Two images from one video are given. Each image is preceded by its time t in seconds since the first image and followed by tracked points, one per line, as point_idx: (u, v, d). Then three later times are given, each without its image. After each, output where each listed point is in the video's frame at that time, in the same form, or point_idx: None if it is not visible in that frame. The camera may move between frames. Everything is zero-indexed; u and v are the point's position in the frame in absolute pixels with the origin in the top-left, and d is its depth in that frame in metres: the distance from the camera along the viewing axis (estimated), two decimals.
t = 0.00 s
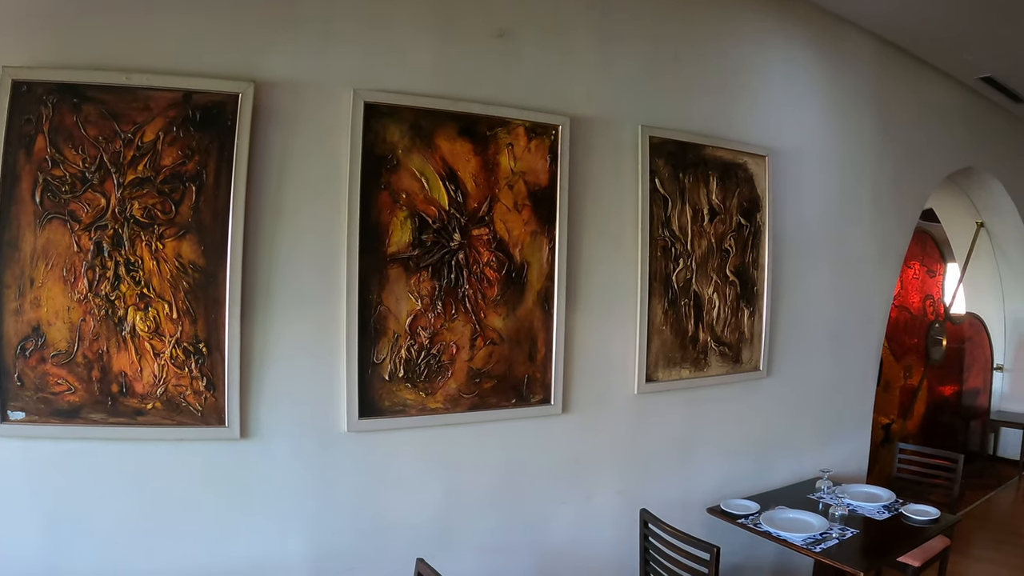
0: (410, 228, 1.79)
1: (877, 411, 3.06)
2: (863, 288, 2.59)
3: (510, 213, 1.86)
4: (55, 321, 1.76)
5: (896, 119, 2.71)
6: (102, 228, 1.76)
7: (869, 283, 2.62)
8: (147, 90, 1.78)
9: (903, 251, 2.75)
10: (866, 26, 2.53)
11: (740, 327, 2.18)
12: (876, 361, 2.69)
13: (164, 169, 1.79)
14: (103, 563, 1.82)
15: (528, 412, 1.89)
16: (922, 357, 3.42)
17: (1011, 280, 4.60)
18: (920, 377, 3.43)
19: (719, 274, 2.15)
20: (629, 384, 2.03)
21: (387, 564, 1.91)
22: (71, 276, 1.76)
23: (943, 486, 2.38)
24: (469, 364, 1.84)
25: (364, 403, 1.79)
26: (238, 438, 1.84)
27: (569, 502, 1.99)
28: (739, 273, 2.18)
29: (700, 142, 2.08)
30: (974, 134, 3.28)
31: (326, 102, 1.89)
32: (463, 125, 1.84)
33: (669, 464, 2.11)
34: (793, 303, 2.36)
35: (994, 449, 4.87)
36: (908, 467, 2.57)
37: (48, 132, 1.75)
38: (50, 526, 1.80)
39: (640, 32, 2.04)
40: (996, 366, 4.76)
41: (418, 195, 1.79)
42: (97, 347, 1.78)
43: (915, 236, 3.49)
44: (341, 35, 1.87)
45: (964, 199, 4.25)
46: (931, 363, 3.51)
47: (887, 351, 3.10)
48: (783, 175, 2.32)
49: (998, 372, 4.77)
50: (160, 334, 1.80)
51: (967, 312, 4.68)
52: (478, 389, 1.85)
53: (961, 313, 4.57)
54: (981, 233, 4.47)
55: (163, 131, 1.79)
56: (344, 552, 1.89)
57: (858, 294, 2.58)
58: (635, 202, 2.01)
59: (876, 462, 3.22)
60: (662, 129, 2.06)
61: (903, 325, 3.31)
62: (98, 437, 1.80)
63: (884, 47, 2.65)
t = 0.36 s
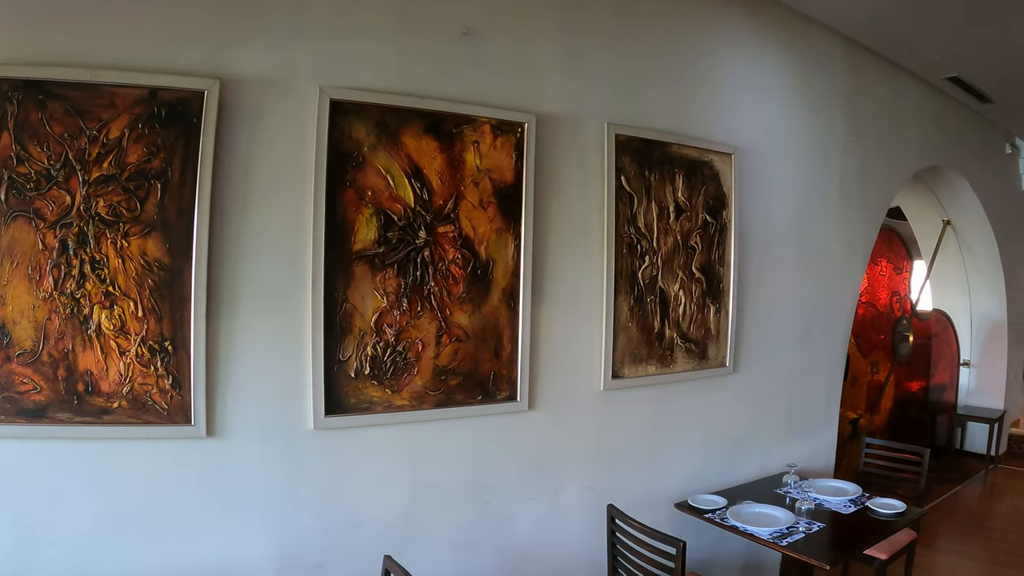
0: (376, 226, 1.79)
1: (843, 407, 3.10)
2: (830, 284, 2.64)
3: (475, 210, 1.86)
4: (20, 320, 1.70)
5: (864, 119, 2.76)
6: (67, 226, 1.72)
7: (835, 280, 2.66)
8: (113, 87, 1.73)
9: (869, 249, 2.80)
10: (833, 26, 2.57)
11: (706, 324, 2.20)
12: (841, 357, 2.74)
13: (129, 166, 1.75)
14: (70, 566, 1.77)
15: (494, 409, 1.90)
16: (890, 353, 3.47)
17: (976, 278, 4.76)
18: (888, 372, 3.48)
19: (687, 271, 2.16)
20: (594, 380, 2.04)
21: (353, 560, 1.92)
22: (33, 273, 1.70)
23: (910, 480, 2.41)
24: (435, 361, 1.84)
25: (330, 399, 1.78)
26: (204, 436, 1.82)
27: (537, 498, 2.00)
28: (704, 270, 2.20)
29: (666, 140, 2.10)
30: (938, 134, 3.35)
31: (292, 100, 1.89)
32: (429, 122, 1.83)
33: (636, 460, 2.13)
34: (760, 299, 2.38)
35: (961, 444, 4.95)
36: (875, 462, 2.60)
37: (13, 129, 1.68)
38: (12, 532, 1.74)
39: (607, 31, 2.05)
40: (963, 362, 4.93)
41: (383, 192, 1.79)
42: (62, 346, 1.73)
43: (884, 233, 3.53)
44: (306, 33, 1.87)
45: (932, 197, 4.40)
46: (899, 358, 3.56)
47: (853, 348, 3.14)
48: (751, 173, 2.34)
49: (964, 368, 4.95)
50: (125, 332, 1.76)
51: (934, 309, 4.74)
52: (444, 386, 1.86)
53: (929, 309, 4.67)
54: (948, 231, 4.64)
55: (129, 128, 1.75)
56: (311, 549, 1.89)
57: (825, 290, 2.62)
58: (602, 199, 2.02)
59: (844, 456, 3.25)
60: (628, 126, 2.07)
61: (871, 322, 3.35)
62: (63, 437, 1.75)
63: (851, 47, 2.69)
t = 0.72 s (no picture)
0: (361, 224, 1.78)
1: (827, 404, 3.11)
2: (812, 284, 2.70)
3: (460, 209, 1.87)
4: (6, 318, 1.68)
5: (845, 121, 2.81)
6: (54, 225, 1.69)
7: (816, 279, 2.72)
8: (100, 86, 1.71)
9: (851, 249, 2.87)
10: (815, 25, 2.60)
11: (690, 322, 2.25)
12: (822, 354, 2.80)
13: (114, 165, 1.73)
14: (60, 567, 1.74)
15: (478, 406, 1.92)
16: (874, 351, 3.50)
17: (962, 276, 4.77)
18: (874, 370, 3.51)
19: (670, 270, 2.20)
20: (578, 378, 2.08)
21: (341, 557, 1.92)
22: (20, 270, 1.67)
23: (895, 477, 2.43)
24: (421, 359, 1.85)
25: (316, 395, 1.77)
26: (192, 435, 1.80)
27: (523, 495, 2.03)
28: (689, 269, 2.24)
29: (650, 139, 2.12)
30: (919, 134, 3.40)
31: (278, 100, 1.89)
32: (414, 121, 1.83)
33: (619, 455, 2.16)
34: (743, 299, 2.44)
35: (947, 441, 4.98)
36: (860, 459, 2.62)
37: None
38: None
39: (592, 32, 2.07)
40: (947, 360, 4.96)
41: (368, 191, 1.78)
42: (49, 345, 1.70)
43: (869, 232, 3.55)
44: (292, 32, 1.86)
45: (916, 196, 4.42)
46: (884, 356, 3.60)
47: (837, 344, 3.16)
48: (734, 172, 2.38)
49: (947, 366, 4.98)
50: (110, 330, 1.74)
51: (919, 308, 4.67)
52: (429, 383, 1.87)
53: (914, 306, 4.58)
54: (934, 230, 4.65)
55: (115, 126, 1.73)
56: (298, 548, 1.89)
57: (807, 289, 2.68)
58: (588, 198, 2.04)
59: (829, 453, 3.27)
60: (613, 125, 2.09)
61: (855, 320, 3.37)
62: (50, 437, 1.72)
63: (834, 48, 2.73)
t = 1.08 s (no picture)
0: (329, 221, 1.78)
1: (797, 401, 3.18)
2: (780, 281, 2.74)
3: (428, 206, 1.87)
4: None
5: (814, 120, 2.85)
6: (19, 222, 1.64)
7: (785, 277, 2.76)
8: (67, 82, 1.66)
9: (820, 247, 2.91)
10: (785, 25, 2.64)
11: (659, 319, 2.27)
12: (792, 351, 2.84)
13: (80, 161, 1.68)
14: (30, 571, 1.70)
15: (447, 404, 1.93)
16: (845, 348, 3.57)
17: (930, 276, 4.83)
18: (842, 367, 3.58)
19: (637, 266, 2.21)
20: (547, 374, 2.09)
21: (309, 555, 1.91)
22: None
23: (864, 472, 2.46)
24: (388, 356, 1.85)
25: (286, 392, 1.76)
26: (159, 433, 1.77)
27: (491, 492, 2.04)
28: (658, 266, 2.26)
29: (619, 137, 2.14)
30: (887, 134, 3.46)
31: (246, 97, 1.85)
32: (383, 118, 1.83)
33: (588, 450, 2.19)
34: (710, 295, 2.46)
35: (915, 437, 5.04)
36: (829, 454, 2.67)
37: None
38: None
39: (562, 30, 2.08)
40: (916, 357, 5.03)
41: (337, 188, 1.77)
42: (16, 343, 1.66)
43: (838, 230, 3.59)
44: (261, 27, 1.84)
45: (885, 195, 4.49)
46: (854, 353, 3.69)
47: (807, 342, 3.21)
48: (703, 170, 2.40)
49: (917, 363, 5.05)
50: (77, 328, 1.70)
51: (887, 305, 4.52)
52: (398, 380, 1.87)
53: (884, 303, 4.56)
54: (903, 228, 4.71)
55: (82, 122, 1.68)
56: (268, 546, 1.87)
57: (776, 287, 2.72)
58: (558, 195, 2.05)
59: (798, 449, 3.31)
60: (582, 124, 2.10)
61: (824, 318, 3.42)
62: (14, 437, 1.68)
63: (803, 49, 2.77)
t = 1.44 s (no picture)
0: (295, 217, 1.76)
1: (766, 397, 3.22)
2: (749, 277, 2.79)
3: (395, 202, 1.87)
4: None
5: (783, 118, 2.90)
6: None
7: (754, 273, 2.82)
8: (31, 75, 1.61)
9: (789, 246, 2.99)
10: (753, 21, 2.68)
11: (627, 316, 2.30)
12: (760, 346, 2.89)
13: (44, 156, 1.63)
14: None
15: (414, 400, 1.93)
16: (814, 344, 3.63)
17: (899, 275, 4.91)
18: (812, 364, 3.64)
19: (605, 263, 2.24)
20: (514, 370, 2.10)
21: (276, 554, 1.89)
22: None
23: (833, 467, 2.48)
24: (355, 353, 1.85)
25: (252, 389, 1.75)
26: (124, 431, 1.72)
27: (460, 489, 2.05)
28: (626, 263, 2.29)
29: (588, 134, 2.16)
30: (855, 133, 3.51)
31: (213, 90, 1.81)
32: (349, 114, 1.82)
33: (557, 446, 2.21)
34: (679, 291, 2.50)
35: (884, 432, 5.11)
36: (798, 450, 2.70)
37: None
38: None
39: (532, 28, 2.09)
40: (885, 353, 5.10)
41: (303, 184, 1.76)
42: None
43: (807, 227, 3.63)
44: (226, 17, 1.79)
45: (852, 193, 4.55)
46: (823, 349, 3.75)
47: (776, 338, 3.25)
48: (672, 167, 2.44)
49: (885, 359, 5.12)
50: (42, 325, 1.65)
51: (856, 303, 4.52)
52: (364, 377, 1.87)
53: (851, 301, 4.50)
54: (872, 226, 4.77)
55: (47, 117, 1.63)
56: (238, 547, 1.84)
57: (744, 284, 2.78)
58: (525, 192, 2.08)
59: (769, 445, 3.34)
60: (549, 120, 2.11)
61: (792, 315, 3.46)
62: None
63: (772, 47, 2.81)
